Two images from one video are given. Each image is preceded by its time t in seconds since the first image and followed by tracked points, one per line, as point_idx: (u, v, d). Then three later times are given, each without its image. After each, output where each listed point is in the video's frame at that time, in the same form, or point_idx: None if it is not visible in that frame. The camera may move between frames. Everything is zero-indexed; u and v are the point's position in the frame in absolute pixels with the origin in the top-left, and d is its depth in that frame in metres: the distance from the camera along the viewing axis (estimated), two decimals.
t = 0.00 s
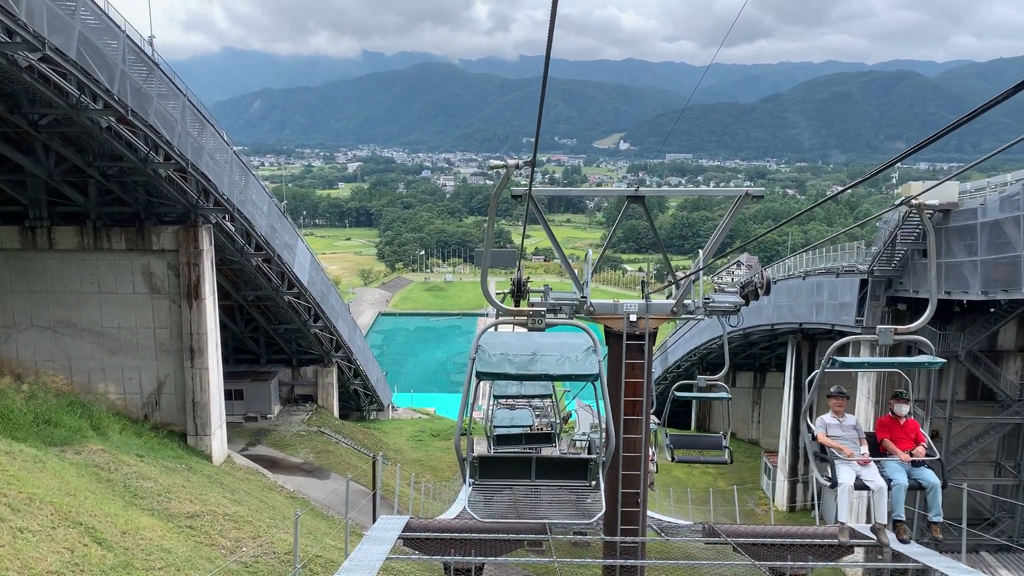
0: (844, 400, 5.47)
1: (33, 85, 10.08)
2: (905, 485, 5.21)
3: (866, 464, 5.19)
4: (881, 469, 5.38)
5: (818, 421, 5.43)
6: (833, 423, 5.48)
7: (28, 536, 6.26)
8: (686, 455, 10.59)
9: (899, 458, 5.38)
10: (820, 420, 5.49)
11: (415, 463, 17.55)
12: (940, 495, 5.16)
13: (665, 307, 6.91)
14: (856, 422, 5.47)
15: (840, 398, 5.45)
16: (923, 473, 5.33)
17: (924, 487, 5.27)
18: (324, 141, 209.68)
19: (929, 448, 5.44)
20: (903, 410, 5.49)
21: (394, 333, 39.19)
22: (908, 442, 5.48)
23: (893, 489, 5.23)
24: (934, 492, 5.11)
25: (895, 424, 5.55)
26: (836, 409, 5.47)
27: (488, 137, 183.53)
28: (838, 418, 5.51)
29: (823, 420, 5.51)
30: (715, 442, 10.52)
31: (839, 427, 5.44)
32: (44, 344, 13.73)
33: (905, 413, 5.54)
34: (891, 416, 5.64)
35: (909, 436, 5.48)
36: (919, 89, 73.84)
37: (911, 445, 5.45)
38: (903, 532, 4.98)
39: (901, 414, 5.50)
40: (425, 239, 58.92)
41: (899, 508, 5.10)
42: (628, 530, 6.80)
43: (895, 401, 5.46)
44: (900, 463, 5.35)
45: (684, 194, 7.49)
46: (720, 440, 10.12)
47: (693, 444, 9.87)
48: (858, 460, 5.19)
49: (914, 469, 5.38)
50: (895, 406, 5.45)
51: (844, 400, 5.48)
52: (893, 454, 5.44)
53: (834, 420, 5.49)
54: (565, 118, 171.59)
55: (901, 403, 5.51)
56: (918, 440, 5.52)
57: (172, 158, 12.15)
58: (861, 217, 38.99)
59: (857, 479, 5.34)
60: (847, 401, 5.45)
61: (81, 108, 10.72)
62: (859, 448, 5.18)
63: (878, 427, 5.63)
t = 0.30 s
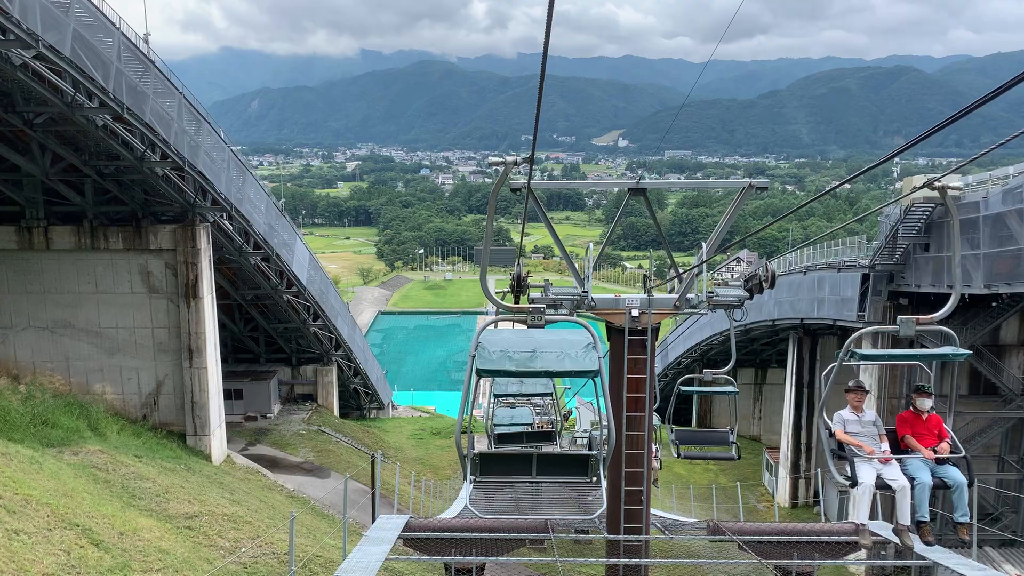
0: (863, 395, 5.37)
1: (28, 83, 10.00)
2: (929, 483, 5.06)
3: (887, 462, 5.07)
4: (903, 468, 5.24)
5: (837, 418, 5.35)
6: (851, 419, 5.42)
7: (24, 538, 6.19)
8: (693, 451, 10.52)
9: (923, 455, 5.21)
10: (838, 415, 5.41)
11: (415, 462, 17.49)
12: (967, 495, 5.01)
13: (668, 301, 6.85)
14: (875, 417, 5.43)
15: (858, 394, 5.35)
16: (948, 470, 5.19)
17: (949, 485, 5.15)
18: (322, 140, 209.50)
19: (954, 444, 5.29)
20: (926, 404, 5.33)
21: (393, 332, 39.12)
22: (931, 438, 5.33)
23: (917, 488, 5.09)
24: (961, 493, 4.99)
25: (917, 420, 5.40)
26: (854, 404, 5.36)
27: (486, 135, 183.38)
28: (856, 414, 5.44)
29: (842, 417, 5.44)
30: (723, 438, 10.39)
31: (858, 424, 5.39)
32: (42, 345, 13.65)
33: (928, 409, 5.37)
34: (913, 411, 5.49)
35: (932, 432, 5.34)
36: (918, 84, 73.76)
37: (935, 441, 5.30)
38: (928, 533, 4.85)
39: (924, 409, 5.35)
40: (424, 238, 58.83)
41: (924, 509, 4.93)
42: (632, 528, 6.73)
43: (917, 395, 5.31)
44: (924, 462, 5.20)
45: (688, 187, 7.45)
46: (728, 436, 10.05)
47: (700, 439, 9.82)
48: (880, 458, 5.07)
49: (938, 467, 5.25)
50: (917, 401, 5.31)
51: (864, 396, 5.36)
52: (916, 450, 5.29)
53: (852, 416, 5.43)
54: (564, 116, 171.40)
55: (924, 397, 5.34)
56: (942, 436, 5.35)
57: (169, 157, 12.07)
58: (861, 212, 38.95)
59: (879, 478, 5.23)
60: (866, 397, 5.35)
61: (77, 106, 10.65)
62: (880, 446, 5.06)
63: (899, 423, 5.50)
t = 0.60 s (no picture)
0: (884, 391, 5.30)
1: (25, 79, 9.95)
2: (955, 484, 5.01)
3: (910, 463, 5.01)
4: (929, 468, 5.20)
5: (857, 416, 5.26)
6: (872, 416, 5.32)
7: (21, 537, 6.13)
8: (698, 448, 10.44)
9: (949, 454, 5.14)
10: (858, 413, 5.33)
11: (416, 459, 17.44)
12: (995, 495, 4.96)
13: (672, 296, 6.68)
14: (897, 415, 5.31)
15: (880, 390, 5.27)
16: (975, 471, 5.13)
17: (976, 486, 5.07)
18: (322, 137, 209.53)
19: (980, 442, 5.20)
20: (951, 399, 5.24)
21: (394, 329, 39.08)
22: (958, 436, 5.25)
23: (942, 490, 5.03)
24: (988, 492, 4.94)
25: (943, 418, 5.31)
26: (876, 400, 5.27)
27: (487, 132, 183.16)
28: (877, 411, 5.33)
29: (862, 414, 5.34)
30: (729, 433, 10.36)
31: (880, 422, 5.28)
32: (41, 343, 13.60)
33: (954, 405, 5.30)
34: (937, 408, 5.41)
35: (958, 431, 5.25)
36: (920, 79, 73.58)
37: (962, 439, 5.23)
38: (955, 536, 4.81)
39: (950, 406, 5.25)
40: (424, 235, 58.73)
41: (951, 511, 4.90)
42: (635, 527, 6.53)
43: (942, 391, 5.20)
44: (950, 462, 5.15)
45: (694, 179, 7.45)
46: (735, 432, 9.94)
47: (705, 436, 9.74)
48: (904, 458, 5.00)
49: (965, 467, 5.19)
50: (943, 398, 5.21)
51: (885, 392, 5.27)
52: (941, 450, 5.22)
53: (873, 414, 5.33)
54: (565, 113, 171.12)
55: (951, 394, 5.25)
56: (967, 435, 5.28)
57: (168, 153, 11.99)
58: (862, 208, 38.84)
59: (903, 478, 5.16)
60: (887, 393, 5.27)
61: (74, 102, 10.57)
62: (904, 446, 4.98)
63: (924, 420, 5.40)
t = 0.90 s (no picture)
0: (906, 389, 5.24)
1: (21, 72, 9.85)
2: (982, 487, 4.84)
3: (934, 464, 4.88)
4: (954, 470, 5.04)
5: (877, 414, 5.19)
6: (893, 415, 5.24)
7: (14, 534, 6.07)
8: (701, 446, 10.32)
9: (976, 455, 4.99)
10: (878, 412, 5.26)
11: (415, 457, 17.37)
12: None
13: (675, 292, 6.59)
14: (919, 414, 5.21)
15: (901, 388, 5.18)
16: (1003, 473, 4.95)
17: (1005, 490, 4.89)
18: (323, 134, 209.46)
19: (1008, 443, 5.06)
20: (976, 396, 5.14)
21: (394, 326, 39.04)
22: (985, 436, 5.13)
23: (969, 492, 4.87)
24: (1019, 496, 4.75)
25: (968, 417, 5.22)
26: (896, 398, 5.20)
27: (488, 129, 182.99)
28: (898, 410, 5.25)
29: (883, 413, 5.28)
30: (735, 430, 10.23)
31: (901, 421, 5.18)
32: (39, 338, 13.53)
33: (980, 404, 5.20)
34: (962, 407, 5.32)
35: (984, 430, 5.13)
36: (921, 78, 73.46)
37: (989, 439, 5.10)
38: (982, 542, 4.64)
39: (975, 404, 5.16)
40: (425, 232, 58.70)
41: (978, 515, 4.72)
42: (636, 527, 6.48)
43: (969, 389, 5.09)
44: (977, 463, 4.98)
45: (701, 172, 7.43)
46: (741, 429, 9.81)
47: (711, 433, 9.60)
48: (926, 458, 4.87)
49: (992, 469, 5.01)
50: (969, 394, 5.12)
51: (906, 390, 5.19)
52: (967, 450, 5.09)
53: (894, 412, 5.25)
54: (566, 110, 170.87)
55: (976, 392, 5.16)
56: (995, 435, 5.14)
57: (166, 148, 11.91)
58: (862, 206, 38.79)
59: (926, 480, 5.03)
60: (908, 391, 5.20)
61: (71, 95, 10.48)
62: (926, 445, 4.87)
63: (948, 419, 5.31)
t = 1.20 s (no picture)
0: (929, 386, 4.98)
1: (18, 64, 9.76)
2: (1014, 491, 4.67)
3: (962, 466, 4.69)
4: (982, 473, 4.87)
5: (900, 413, 4.97)
6: (917, 413, 5.01)
7: (7, 530, 6.00)
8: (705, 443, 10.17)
9: (1006, 456, 4.86)
10: (901, 410, 5.02)
11: (414, 454, 17.30)
12: None
13: (676, 288, 6.42)
14: (944, 412, 4.97)
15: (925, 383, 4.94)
16: None
17: None
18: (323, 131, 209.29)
19: None
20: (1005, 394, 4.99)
21: (394, 323, 39.00)
22: (1013, 437, 5.01)
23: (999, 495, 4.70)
24: None
25: (997, 416, 5.09)
26: (921, 395, 4.97)
27: (488, 127, 182.79)
28: (923, 407, 5.01)
29: (906, 411, 5.04)
30: (740, 428, 10.11)
31: (926, 419, 4.96)
32: (36, 333, 13.46)
33: (1009, 403, 5.07)
34: (989, 404, 5.17)
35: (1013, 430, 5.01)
36: (923, 77, 73.22)
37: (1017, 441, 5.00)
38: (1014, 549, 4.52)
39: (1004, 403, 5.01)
40: (425, 229, 58.63)
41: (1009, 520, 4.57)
42: (636, 526, 6.30)
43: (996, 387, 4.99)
44: (1007, 465, 4.83)
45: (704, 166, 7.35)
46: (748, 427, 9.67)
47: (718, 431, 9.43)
48: (954, 460, 4.66)
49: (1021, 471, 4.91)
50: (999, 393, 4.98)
51: (931, 387, 4.96)
52: (997, 451, 4.95)
53: (917, 410, 5.02)
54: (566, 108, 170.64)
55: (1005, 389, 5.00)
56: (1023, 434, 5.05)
57: (164, 142, 11.82)
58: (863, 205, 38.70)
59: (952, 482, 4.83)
60: (933, 387, 4.97)
61: (68, 88, 10.39)
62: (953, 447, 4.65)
63: (976, 418, 5.16)
